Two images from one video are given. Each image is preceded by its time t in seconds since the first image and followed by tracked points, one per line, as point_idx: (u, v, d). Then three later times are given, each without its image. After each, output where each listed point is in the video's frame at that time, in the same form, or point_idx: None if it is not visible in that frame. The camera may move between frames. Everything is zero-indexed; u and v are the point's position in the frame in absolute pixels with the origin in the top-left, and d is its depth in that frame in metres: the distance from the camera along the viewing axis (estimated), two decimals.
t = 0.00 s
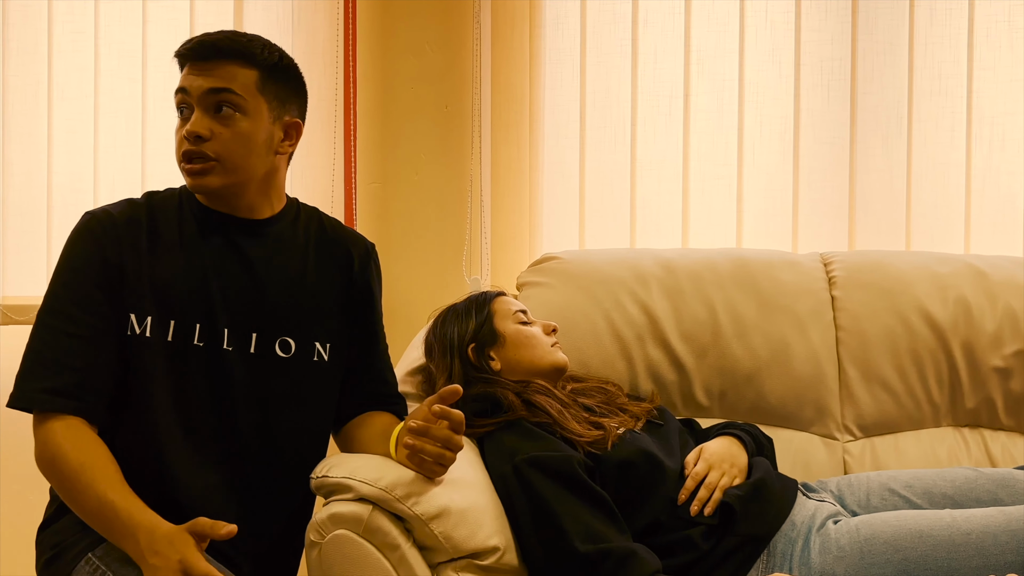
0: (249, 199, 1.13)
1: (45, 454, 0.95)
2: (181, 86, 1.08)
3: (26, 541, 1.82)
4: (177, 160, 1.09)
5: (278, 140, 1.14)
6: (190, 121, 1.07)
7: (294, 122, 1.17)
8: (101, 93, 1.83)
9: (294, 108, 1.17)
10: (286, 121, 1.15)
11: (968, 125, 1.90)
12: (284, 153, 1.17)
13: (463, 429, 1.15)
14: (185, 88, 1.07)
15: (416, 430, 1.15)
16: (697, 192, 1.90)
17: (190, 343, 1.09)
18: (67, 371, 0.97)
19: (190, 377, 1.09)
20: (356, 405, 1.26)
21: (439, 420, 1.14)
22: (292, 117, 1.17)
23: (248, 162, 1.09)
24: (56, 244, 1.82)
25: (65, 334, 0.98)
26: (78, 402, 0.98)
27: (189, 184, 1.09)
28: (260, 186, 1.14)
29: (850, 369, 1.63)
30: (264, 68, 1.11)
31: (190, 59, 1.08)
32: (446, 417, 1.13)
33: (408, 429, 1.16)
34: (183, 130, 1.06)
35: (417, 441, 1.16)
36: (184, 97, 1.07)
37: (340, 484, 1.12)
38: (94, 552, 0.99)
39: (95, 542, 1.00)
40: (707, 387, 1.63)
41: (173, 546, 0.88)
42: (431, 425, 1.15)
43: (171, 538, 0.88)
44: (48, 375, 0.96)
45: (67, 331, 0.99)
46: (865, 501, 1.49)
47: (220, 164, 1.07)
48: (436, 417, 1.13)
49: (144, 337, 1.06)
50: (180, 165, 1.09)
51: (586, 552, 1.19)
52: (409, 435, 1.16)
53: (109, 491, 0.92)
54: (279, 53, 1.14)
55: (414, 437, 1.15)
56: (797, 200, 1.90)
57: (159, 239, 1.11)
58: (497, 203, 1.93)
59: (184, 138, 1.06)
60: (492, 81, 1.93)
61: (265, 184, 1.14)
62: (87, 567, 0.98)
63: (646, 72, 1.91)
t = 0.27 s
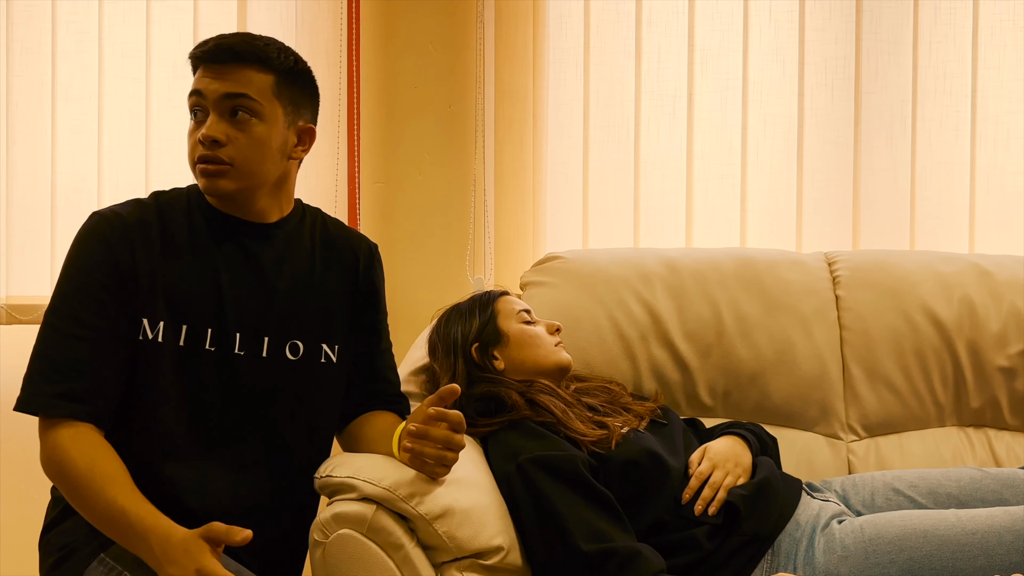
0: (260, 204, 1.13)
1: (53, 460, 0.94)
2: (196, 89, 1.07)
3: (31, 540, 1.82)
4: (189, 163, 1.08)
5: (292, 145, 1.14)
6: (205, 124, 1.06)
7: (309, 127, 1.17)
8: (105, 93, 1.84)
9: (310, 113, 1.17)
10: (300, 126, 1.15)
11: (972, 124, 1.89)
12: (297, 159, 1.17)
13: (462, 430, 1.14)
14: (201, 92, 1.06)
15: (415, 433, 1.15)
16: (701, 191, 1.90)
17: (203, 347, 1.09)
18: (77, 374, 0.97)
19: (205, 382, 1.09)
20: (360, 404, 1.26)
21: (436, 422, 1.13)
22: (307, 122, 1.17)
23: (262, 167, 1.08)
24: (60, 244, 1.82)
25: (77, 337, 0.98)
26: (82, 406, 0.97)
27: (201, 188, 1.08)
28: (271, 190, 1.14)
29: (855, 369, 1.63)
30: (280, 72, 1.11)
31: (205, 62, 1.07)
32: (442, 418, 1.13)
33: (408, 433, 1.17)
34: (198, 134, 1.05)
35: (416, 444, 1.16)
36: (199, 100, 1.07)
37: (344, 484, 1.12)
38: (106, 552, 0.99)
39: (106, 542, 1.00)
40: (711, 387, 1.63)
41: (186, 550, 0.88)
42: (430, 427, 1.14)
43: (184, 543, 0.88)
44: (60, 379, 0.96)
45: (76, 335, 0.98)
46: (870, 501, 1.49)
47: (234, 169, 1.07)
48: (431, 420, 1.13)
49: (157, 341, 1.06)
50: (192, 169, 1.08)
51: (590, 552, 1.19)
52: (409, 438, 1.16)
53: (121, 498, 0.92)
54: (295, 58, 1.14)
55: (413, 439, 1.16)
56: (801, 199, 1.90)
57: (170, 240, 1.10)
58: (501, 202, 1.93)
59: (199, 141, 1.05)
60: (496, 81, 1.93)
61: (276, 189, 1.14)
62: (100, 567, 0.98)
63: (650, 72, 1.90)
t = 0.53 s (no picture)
0: (266, 204, 1.13)
1: (86, 456, 0.93)
2: (204, 89, 1.07)
3: (33, 539, 1.82)
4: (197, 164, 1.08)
5: (299, 147, 1.15)
6: (214, 125, 1.06)
7: (315, 129, 1.18)
8: (105, 92, 1.84)
9: (314, 114, 1.17)
10: (306, 128, 1.16)
11: (973, 123, 1.89)
12: (303, 161, 1.18)
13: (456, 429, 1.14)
14: (209, 92, 1.06)
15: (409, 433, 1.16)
16: (701, 190, 1.90)
17: (212, 350, 1.09)
18: (96, 374, 0.96)
19: (214, 385, 1.09)
20: (360, 404, 1.26)
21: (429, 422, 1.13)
22: (313, 125, 1.18)
23: (271, 169, 1.09)
24: (62, 244, 1.82)
25: (94, 335, 0.97)
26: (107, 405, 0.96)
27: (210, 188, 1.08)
28: (278, 191, 1.14)
29: (855, 368, 1.63)
30: (290, 74, 1.11)
31: (214, 61, 1.07)
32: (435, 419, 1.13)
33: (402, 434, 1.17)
34: (207, 135, 1.05)
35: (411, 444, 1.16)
36: (207, 100, 1.06)
37: (343, 484, 1.12)
38: (121, 552, 0.99)
39: (118, 543, 1.00)
40: (711, 386, 1.63)
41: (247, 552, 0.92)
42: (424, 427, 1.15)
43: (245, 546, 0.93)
44: (78, 378, 0.95)
45: (96, 336, 0.97)
46: (870, 500, 1.49)
47: (243, 170, 1.07)
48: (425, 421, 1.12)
49: (168, 342, 1.06)
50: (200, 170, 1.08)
51: (589, 551, 1.19)
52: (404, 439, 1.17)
53: (171, 500, 0.92)
54: (303, 60, 1.14)
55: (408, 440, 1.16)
56: (802, 199, 1.90)
57: (179, 238, 1.10)
58: (501, 202, 1.92)
59: (208, 143, 1.05)
60: (496, 80, 1.93)
61: (282, 189, 1.14)
62: (115, 568, 0.99)
63: (650, 70, 1.90)
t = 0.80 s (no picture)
0: (266, 201, 1.13)
1: (116, 448, 0.91)
2: (201, 85, 1.07)
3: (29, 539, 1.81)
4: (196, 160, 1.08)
5: (297, 142, 1.15)
6: (212, 121, 1.06)
7: (313, 123, 1.18)
8: (101, 90, 1.83)
9: (311, 109, 1.17)
10: (305, 122, 1.15)
11: (969, 121, 1.89)
12: (301, 155, 1.18)
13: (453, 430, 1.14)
14: (206, 88, 1.06)
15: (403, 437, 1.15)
16: (698, 189, 1.90)
17: (212, 345, 1.09)
18: (117, 364, 0.96)
19: (214, 381, 1.09)
20: (357, 402, 1.26)
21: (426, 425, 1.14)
22: (311, 119, 1.17)
23: (271, 165, 1.09)
24: (58, 242, 1.81)
25: (110, 326, 0.97)
26: (134, 394, 0.96)
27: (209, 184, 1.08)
28: (278, 188, 1.14)
29: (852, 366, 1.63)
30: (287, 68, 1.11)
31: (211, 57, 1.07)
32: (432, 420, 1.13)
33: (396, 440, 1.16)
34: (206, 131, 1.05)
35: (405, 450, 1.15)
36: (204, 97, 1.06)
37: (340, 482, 1.13)
38: (117, 553, 0.99)
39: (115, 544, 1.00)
40: (708, 384, 1.63)
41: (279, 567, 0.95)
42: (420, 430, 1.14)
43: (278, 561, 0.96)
44: (96, 370, 0.94)
45: (110, 326, 0.97)
46: (867, 498, 1.49)
47: (243, 166, 1.07)
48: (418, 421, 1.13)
49: (173, 337, 1.06)
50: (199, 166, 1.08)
51: (587, 548, 1.20)
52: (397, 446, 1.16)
53: (202, 504, 0.92)
54: (299, 54, 1.14)
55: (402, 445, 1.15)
56: (799, 197, 1.90)
57: (181, 234, 1.10)
58: (498, 200, 1.92)
59: (207, 139, 1.05)
60: (493, 78, 1.93)
61: (282, 186, 1.14)
62: (108, 568, 0.98)
63: (647, 69, 1.90)
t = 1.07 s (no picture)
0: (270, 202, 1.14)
1: (98, 451, 0.91)
2: (227, 90, 1.02)
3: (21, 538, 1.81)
4: (217, 167, 1.04)
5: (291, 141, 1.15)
6: (242, 130, 1.03)
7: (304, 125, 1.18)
8: (92, 88, 1.83)
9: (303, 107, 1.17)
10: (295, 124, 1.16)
11: (961, 118, 1.90)
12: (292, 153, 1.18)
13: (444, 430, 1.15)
14: (235, 94, 1.02)
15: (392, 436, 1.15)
16: (690, 186, 1.90)
17: (202, 343, 1.08)
18: (101, 367, 0.95)
19: (203, 379, 1.08)
20: (346, 398, 1.26)
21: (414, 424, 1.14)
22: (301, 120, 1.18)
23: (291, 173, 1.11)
24: (48, 241, 1.81)
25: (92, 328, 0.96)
26: (119, 399, 0.96)
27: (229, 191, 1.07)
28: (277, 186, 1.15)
29: (844, 363, 1.63)
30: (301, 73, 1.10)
31: (245, 65, 1.02)
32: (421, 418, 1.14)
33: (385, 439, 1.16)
34: (247, 146, 1.03)
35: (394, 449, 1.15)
36: (231, 103, 1.02)
37: (332, 479, 1.13)
38: (107, 552, 0.99)
39: (106, 543, 1.00)
40: (700, 381, 1.64)
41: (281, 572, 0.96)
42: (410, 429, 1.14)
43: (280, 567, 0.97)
44: (81, 375, 0.94)
45: (91, 329, 0.96)
46: (858, 494, 1.50)
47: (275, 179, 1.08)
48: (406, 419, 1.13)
49: (160, 337, 1.05)
50: (220, 173, 1.05)
51: (579, 545, 1.20)
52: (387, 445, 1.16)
53: (187, 504, 0.92)
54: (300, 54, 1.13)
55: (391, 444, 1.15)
56: (790, 194, 1.90)
57: (166, 232, 1.08)
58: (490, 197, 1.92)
59: (247, 154, 1.03)
60: (485, 75, 1.93)
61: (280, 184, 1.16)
62: (99, 568, 0.98)
63: (639, 66, 1.90)
